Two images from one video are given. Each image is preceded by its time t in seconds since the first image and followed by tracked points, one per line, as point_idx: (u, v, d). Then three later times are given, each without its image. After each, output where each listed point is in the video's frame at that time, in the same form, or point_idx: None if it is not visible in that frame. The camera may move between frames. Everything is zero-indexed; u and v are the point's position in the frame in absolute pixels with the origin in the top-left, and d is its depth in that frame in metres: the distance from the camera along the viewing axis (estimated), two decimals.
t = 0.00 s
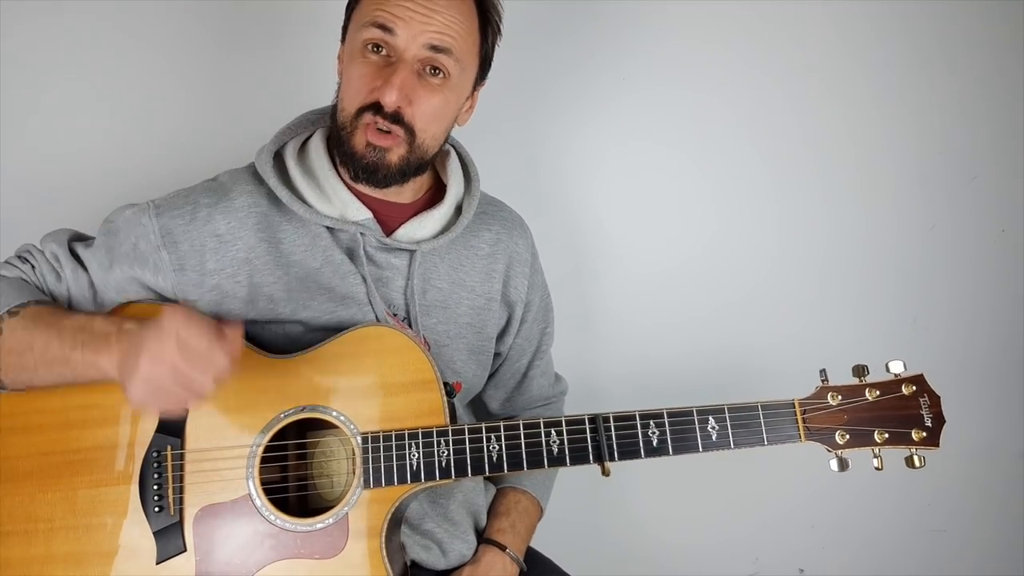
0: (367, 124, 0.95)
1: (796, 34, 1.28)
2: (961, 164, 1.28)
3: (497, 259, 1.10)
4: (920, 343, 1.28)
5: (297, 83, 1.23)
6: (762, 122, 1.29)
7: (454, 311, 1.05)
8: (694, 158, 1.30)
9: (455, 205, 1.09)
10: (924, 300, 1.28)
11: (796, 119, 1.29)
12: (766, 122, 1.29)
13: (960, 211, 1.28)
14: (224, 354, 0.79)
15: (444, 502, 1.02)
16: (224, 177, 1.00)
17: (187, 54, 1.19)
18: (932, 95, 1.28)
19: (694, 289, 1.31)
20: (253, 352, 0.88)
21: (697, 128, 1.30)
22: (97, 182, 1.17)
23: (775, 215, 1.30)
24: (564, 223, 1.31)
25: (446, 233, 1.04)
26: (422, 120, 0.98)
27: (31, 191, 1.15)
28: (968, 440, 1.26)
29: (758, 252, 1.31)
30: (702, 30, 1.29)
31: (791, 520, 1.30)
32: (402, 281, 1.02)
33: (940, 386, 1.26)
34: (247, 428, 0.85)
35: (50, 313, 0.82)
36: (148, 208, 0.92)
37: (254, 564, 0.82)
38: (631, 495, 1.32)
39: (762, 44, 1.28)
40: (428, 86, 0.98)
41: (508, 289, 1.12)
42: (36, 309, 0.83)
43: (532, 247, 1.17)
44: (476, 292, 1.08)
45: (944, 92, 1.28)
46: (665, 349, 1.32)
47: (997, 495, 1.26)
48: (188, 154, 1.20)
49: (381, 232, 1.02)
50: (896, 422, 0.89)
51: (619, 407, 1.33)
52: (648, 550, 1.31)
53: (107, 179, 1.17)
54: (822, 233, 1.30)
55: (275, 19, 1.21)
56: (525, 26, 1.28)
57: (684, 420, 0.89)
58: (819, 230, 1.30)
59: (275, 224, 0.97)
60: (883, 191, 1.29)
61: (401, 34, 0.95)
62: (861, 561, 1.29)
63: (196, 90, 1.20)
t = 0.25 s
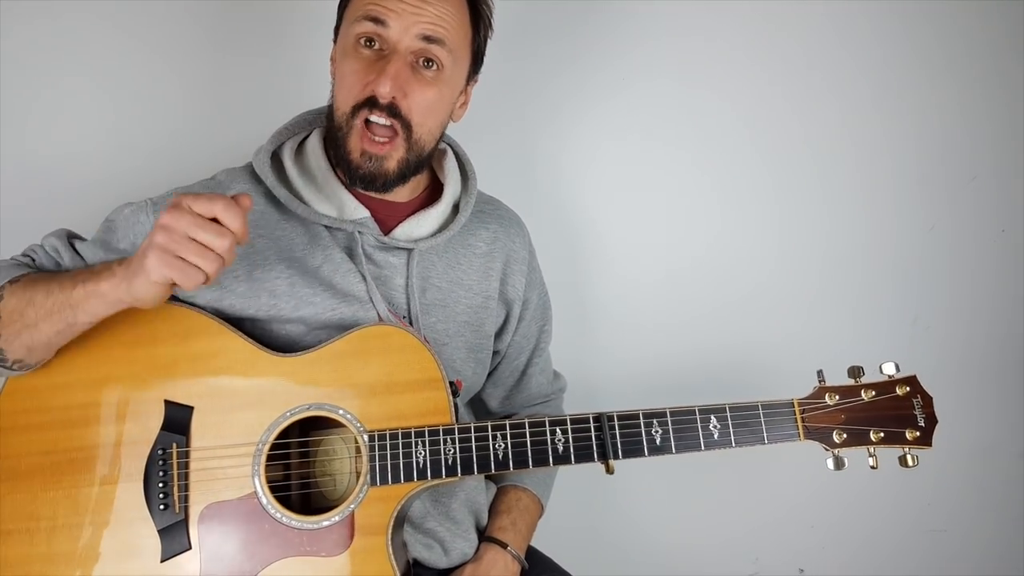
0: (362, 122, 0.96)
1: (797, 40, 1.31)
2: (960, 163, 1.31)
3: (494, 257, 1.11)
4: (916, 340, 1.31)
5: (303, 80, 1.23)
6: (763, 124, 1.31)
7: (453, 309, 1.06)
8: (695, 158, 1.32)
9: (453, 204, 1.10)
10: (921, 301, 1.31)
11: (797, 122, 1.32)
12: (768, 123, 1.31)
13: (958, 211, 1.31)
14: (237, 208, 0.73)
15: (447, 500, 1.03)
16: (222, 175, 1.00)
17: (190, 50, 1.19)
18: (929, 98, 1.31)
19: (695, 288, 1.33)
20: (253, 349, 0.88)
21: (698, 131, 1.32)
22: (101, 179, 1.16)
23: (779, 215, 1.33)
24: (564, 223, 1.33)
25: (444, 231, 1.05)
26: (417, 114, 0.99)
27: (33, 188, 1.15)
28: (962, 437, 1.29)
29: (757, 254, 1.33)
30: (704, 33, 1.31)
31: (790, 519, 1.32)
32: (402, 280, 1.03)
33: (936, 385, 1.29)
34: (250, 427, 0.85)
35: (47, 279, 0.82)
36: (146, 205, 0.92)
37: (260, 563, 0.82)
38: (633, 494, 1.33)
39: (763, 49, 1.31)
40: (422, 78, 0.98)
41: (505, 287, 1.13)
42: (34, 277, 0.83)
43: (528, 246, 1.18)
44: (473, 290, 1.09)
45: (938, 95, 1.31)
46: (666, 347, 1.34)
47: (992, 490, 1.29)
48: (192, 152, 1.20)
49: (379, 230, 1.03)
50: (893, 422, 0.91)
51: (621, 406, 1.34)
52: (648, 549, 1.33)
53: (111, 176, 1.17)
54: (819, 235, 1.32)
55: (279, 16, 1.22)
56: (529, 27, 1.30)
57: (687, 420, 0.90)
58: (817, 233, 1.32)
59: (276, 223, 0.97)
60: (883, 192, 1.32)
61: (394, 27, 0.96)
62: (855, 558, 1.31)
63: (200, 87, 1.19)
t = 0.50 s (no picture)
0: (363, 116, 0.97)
1: (795, 35, 1.31)
2: (960, 163, 1.30)
3: (491, 256, 1.12)
4: (918, 340, 1.30)
5: (301, 85, 1.25)
6: (762, 121, 1.31)
7: (451, 308, 1.07)
8: (695, 154, 1.32)
9: (451, 203, 1.10)
10: (922, 298, 1.30)
11: (797, 119, 1.31)
12: (766, 121, 1.31)
13: (960, 211, 1.30)
14: (260, 289, 0.79)
15: (444, 500, 1.03)
16: (221, 178, 1.01)
17: (191, 56, 1.21)
18: (929, 96, 1.30)
19: (694, 288, 1.33)
20: (251, 350, 0.89)
21: (696, 129, 1.32)
22: (101, 183, 1.18)
23: (780, 211, 1.32)
24: (562, 224, 1.33)
25: (443, 230, 1.06)
26: (416, 106, 0.99)
27: (35, 192, 1.16)
28: (965, 438, 1.27)
29: (757, 251, 1.32)
30: (702, 31, 1.31)
31: (793, 517, 1.31)
32: (400, 280, 1.03)
33: (940, 383, 1.28)
34: (246, 427, 0.86)
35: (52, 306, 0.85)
36: (146, 209, 0.93)
37: (255, 562, 0.83)
38: (633, 494, 1.32)
39: (761, 45, 1.31)
40: (417, 71, 0.99)
41: (503, 286, 1.13)
42: (37, 301, 0.85)
43: (526, 246, 1.18)
44: (471, 289, 1.09)
45: (939, 94, 1.30)
46: (666, 347, 1.33)
47: (996, 492, 1.28)
48: (191, 156, 1.21)
49: (377, 230, 1.03)
50: (890, 414, 0.90)
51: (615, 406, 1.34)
52: (649, 549, 1.32)
53: (111, 181, 1.19)
54: (818, 231, 1.32)
55: (279, 22, 1.23)
56: (527, 30, 1.31)
57: (681, 414, 0.90)
58: (816, 228, 1.32)
59: (272, 224, 0.98)
60: (883, 190, 1.31)
61: (384, 23, 0.97)
62: (859, 557, 1.29)
63: (200, 91, 1.21)
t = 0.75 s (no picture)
0: (360, 112, 0.97)
1: (793, 35, 1.32)
2: (959, 164, 1.31)
3: (488, 255, 1.12)
4: (915, 340, 1.31)
5: (303, 86, 1.25)
6: (761, 121, 1.33)
7: (449, 308, 1.07)
8: (693, 155, 1.33)
9: (448, 202, 1.11)
10: (919, 297, 1.32)
11: (796, 119, 1.33)
12: (766, 121, 1.33)
13: (958, 212, 1.31)
14: (265, 309, 0.80)
15: (444, 499, 1.03)
16: (218, 180, 1.01)
17: (191, 57, 1.21)
18: (926, 97, 1.32)
19: (691, 288, 1.34)
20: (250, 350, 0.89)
21: (694, 129, 1.33)
22: (102, 185, 1.19)
23: (778, 210, 1.33)
24: (560, 225, 1.34)
25: (439, 230, 1.06)
26: (412, 99, 1.00)
27: (35, 192, 1.17)
28: (962, 436, 1.29)
29: (755, 250, 1.34)
30: (701, 31, 1.32)
31: (791, 515, 1.32)
32: (398, 280, 1.04)
33: (938, 381, 1.29)
34: (246, 427, 0.86)
35: (53, 314, 0.85)
36: (145, 210, 0.93)
37: (255, 561, 0.83)
38: (633, 492, 1.33)
39: (759, 45, 1.32)
40: (410, 65, 1.00)
41: (500, 285, 1.14)
42: (38, 308, 0.85)
43: (523, 245, 1.18)
44: (469, 288, 1.09)
45: (935, 95, 1.32)
46: (664, 346, 1.34)
47: (992, 491, 1.29)
48: (191, 157, 1.22)
49: (375, 230, 1.03)
50: (886, 410, 0.91)
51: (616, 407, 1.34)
52: (648, 547, 1.32)
53: (112, 182, 1.19)
54: (815, 230, 1.33)
55: (279, 23, 1.24)
56: (528, 31, 1.31)
57: (679, 411, 0.90)
58: (812, 227, 1.33)
59: (271, 225, 0.98)
60: (880, 190, 1.32)
61: (374, 20, 0.98)
62: (857, 554, 1.30)
63: (200, 92, 1.22)
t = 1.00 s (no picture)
0: (355, 109, 0.98)
1: (793, 34, 1.32)
2: (959, 164, 1.31)
3: (487, 254, 1.12)
4: (915, 339, 1.31)
5: (303, 86, 1.26)
6: (760, 121, 1.33)
7: (447, 307, 1.07)
8: (693, 155, 1.33)
9: (445, 201, 1.11)
10: (918, 296, 1.32)
11: (796, 118, 1.33)
12: (765, 121, 1.33)
13: (958, 211, 1.31)
14: (268, 313, 0.79)
15: (444, 499, 1.03)
16: (217, 181, 1.01)
17: (191, 58, 1.22)
18: (926, 95, 1.32)
19: (690, 288, 1.34)
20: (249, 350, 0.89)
21: (693, 129, 1.33)
22: (101, 185, 1.19)
23: (778, 208, 1.33)
24: (559, 225, 1.34)
25: (437, 229, 1.06)
26: (405, 94, 1.01)
27: (35, 193, 1.17)
28: (963, 435, 1.29)
29: (754, 249, 1.34)
30: (701, 30, 1.32)
31: (792, 513, 1.32)
32: (396, 279, 1.04)
33: (936, 380, 1.29)
34: (245, 427, 0.86)
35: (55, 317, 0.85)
36: (143, 212, 0.94)
37: (255, 561, 0.83)
38: (633, 492, 1.33)
39: (759, 43, 1.32)
40: (403, 59, 1.01)
41: (498, 284, 1.14)
42: (39, 311, 0.85)
43: (520, 244, 1.19)
44: (467, 287, 1.09)
45: (935, 94, 1.32)
46: (663, 346, 1.34)
47: (992, 490, 1.29)
48: (191, 158, 1.22)
49: (373, 229, 1.04)
50: (885, 408, 0.91)
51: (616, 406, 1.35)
52: (648, 547, 1.32)
53: (112, 183, 1.19)
54: (815, 228, 1.33)
55: (279, 23, 1.24)
56: (528, 32, 1.31)
57: (678, 410, 0.91)
58: (812, 226, 1.33)
59: (270, 226, 0.98)
60: (880, 189, 1.32)
61: (365, 16, 0.99)
62: (857, 553, 1.30)
63: (200, 93, 1.22)
